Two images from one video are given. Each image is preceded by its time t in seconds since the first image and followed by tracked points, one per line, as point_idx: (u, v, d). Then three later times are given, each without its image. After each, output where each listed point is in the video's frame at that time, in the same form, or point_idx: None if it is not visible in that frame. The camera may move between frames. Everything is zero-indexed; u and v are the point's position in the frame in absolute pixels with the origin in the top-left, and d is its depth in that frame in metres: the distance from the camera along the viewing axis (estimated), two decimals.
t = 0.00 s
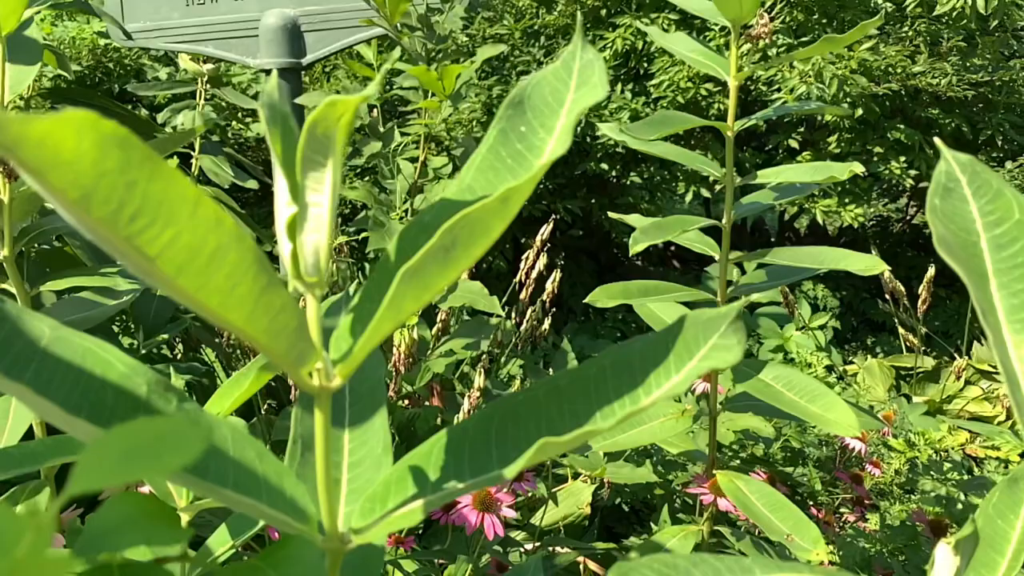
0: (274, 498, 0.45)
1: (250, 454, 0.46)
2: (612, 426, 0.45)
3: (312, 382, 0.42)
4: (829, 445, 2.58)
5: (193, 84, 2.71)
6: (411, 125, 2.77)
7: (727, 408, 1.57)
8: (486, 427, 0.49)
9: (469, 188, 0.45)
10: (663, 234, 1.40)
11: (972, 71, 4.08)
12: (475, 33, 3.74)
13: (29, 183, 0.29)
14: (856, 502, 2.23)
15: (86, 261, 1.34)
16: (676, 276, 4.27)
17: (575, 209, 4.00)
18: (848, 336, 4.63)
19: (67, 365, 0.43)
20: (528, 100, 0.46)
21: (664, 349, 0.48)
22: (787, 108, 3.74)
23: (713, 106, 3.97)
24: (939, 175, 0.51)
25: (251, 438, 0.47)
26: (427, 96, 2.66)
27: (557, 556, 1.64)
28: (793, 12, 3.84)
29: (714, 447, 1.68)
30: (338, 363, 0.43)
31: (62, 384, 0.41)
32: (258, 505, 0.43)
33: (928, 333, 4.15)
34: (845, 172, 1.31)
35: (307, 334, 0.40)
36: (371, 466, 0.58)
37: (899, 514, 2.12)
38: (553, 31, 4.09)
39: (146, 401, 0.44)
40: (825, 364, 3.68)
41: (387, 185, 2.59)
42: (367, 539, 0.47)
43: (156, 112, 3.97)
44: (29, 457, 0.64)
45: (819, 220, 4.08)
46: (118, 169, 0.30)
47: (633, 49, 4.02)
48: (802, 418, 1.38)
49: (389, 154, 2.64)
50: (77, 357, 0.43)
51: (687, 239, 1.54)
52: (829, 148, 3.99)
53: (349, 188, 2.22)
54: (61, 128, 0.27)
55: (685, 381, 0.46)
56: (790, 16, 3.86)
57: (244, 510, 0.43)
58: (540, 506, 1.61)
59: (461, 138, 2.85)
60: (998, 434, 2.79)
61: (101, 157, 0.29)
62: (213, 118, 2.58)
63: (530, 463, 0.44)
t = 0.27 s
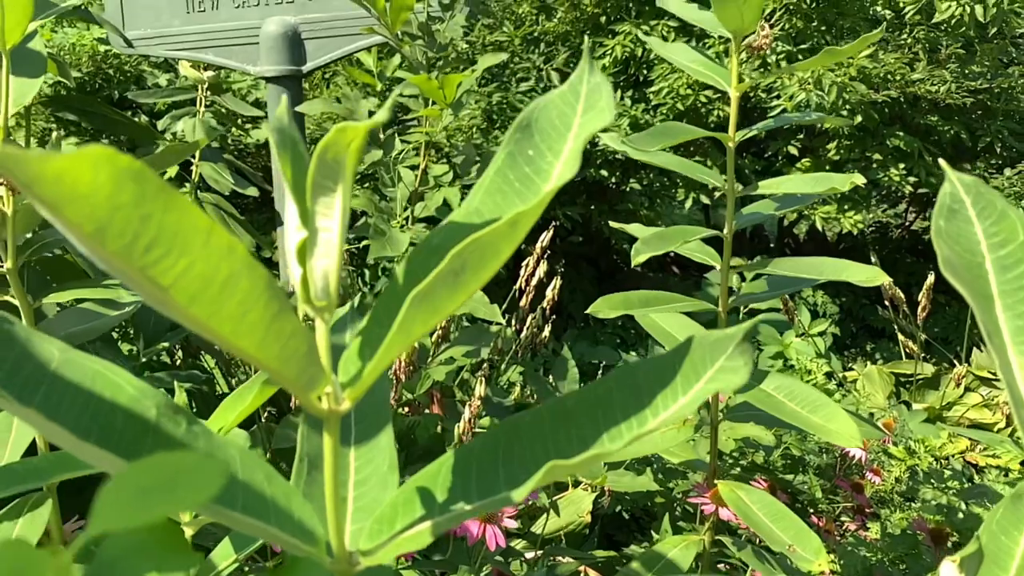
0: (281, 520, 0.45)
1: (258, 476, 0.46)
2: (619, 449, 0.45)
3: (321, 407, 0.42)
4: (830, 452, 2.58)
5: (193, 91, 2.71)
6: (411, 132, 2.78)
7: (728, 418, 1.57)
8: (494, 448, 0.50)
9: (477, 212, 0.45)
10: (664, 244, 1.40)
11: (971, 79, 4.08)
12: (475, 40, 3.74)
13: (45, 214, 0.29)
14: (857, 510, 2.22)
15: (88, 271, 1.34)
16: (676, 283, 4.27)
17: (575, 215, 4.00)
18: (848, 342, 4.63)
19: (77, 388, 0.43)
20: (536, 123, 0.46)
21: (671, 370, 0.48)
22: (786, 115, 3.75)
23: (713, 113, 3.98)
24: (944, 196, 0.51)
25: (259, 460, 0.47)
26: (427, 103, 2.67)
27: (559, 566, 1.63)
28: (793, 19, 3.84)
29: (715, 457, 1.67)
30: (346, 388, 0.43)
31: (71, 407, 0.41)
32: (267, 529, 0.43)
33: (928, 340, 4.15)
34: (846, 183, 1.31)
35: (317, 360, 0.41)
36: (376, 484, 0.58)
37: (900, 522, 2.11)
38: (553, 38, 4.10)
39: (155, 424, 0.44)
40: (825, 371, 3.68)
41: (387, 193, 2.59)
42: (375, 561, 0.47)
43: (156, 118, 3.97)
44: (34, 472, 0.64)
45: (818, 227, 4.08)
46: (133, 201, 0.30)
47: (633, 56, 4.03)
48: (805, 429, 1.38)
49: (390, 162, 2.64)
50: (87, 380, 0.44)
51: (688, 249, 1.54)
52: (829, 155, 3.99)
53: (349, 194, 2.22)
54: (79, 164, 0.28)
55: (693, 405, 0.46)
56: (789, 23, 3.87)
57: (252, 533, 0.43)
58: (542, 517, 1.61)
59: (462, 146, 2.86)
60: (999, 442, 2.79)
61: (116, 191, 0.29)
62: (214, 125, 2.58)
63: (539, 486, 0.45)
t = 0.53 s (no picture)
0: (290, 541, 0.45)
1: (266, 498, 0.47)
2: (626, 470, 0.45)
3: (331, 429, 0.42)
4: (830, 459, 2.58)
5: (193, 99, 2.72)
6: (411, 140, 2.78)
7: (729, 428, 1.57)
8: (502, 469, 0.50)
9: (484, 234, 0.46)
10: (666, 254, 1.41)
11: (969, 85, 4.09)
12: (475, 47, 3.75)
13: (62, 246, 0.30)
14: (857, 518, 2.22)
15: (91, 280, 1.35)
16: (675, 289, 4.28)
17: (574, 221, 4.01)
18: (847, 348, 4.63)
19: (87, 411, 0.43)
20: (543, 147, 0.46)
21: (678, 391, 0.49)
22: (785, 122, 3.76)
23: (712, 119, 3.98)
24: (948, 217, 0.52)
25: (267, 482, 0.47)
26: (428, 111, 2.68)
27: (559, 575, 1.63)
28: (791, 26, 3.85)
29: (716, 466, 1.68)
30: (356, 411, 0.43)
31: (81, 430, 0.41)
32: (275, 551, 0.43)
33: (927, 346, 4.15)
34: (846, 194, 1.32)
35: (328, 384, 0.41)
36: (383, 502, 0.59)
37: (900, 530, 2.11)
38: (552, 44, 4.11)
39: (164, 446, 0.44)
40: (825, 377, 3.68)
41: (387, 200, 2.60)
42: None
43: (156, 124, 3.98)
44: (39, 487, 0.64)
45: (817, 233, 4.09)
46: (148, 233, 0.30)
47: (632, 62, 4.04)
48: (807, 440, 1.38)
49: (390, 170, 2.65)
50: (95, 404, 0.44)
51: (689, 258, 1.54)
52: (828, 161, 4.00)
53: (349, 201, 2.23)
54: (97, 198, 0.28)
55: (699, 427, 0.46)
56: (788, 30, 3.88)
57: (260, 555, 0.43)
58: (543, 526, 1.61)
59: (462, 153, 2.86)
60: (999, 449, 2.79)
61: (132, 222, 0.29)
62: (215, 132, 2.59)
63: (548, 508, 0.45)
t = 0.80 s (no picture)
0: (300, 562, 0.45)
1: (275, 519, 0.47)
2: (634, 491, 0.46)
3: (341, 452, 0.42)
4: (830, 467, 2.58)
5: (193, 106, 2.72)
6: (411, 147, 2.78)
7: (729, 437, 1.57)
8: (510, 488, 0.50)
9: (492, 256, 0.46)
10: (667, 264, 1.41)
11: (967, 92, 4.10)
12: (474, 53, 3.77)
13: (82, 279, 0.30)
14: (857, 526, 2.22)
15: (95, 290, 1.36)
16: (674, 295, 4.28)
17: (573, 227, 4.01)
18: (846, 353, 4.63)
19: (99, 433, 0.43)
20: (552, 170, 0.46)
21: (685, 411, 0.49)
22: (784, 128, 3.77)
23: (711, 126, 3.99)
24: (952, 237, 0.52)
25: (277, 502, 0.47)
26: (428, 119, 2.68)
27: None
28: (789, 33, 3.87)
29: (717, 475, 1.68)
30: (366, 434, 0.44)
31: (94, 452, 0.42)
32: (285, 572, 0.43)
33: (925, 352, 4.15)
34: (847, 205, 1.33)
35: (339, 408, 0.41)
36: (390, 520, 0.59)
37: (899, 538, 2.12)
38: (551, 51, 4.13)
39: (175, 468, 0.44)
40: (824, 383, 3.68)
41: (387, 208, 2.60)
42: None
43: (155, 131, 3.99)
44: (45, 503, 0.64)
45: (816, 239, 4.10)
46: (166, 266, 0.30)
47: (631, 69, 4.05)
48: (808, 449, 1.38)
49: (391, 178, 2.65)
50: (107, 425, 0.44)
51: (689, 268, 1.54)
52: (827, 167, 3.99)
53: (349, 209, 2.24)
54: (117, 234, 0.28)
55: (707, 448, 0.46)
56: (786, 37, 3.89)
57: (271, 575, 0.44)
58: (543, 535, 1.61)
59: (462, 160, 2.87)
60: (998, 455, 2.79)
61: (152, 256, 0.30)
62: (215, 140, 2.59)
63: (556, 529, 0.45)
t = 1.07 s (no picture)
0: None
1: (287, 539, 0.47)
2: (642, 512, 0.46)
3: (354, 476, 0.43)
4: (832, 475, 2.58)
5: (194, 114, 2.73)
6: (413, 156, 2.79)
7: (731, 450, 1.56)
8: (519, 509, 0.51)
9: (503, 278, 0.46)
10: (670, 275, 1.42)
11: (966, 99, 4.11)
12: (475, 61, 3.78)
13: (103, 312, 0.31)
14: (858, 535, 2.22)
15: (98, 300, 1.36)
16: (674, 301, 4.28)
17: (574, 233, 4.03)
18: (845, 360, 4.64)
19: (112, 454, 0.43)
20: (560, 194, 0.47)
21: (694, 432, 0.49)
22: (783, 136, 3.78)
23: (710, 133, 4.00)
24: (957, 258, 0.53)
25: (288, 523, 0.48)
26: (429, 128, 2.69)
27: None
28: (789, 41, 3.89)
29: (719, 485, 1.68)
30: (378, 456, 0.44)
31: (106, 475, 0.42)
32: None
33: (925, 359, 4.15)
34: (849, 218, 1.34)
35: (352, 431, 0.42)
36: (398, 537, 0.59)
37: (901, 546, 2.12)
38: (550, 58, 4.14)
39: (188, 490, 0.45)
40: (824, 390, 3.68)
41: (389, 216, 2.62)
42: None
43: (155, 138, 4.00)
44: (52, 518, 0.64)
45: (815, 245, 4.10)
46: (186, 297, 0.31)
47: (630, 76, 4.06)
48: (810, 460, 1.38)
49: (392, 186, 2.67)
50: (120, 447, 0.44)
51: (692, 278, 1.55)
52: (826, 175, 3.98)
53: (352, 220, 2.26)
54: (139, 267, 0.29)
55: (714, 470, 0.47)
56: (786, 45, 3.91)
57: None
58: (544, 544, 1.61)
59: (463, 169, 2.87)
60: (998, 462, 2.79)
61: (172, 288, 0.30)
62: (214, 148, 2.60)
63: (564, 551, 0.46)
